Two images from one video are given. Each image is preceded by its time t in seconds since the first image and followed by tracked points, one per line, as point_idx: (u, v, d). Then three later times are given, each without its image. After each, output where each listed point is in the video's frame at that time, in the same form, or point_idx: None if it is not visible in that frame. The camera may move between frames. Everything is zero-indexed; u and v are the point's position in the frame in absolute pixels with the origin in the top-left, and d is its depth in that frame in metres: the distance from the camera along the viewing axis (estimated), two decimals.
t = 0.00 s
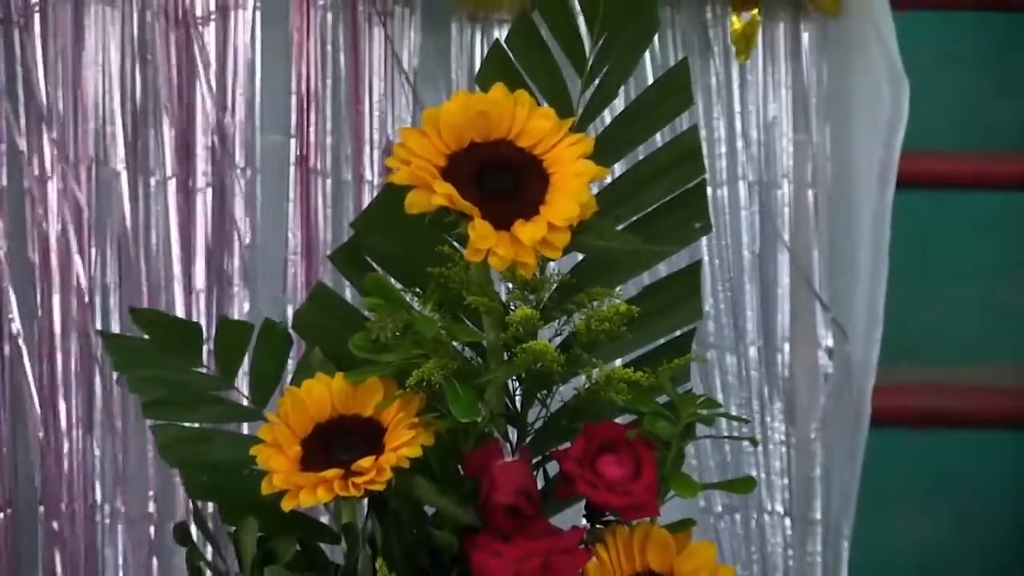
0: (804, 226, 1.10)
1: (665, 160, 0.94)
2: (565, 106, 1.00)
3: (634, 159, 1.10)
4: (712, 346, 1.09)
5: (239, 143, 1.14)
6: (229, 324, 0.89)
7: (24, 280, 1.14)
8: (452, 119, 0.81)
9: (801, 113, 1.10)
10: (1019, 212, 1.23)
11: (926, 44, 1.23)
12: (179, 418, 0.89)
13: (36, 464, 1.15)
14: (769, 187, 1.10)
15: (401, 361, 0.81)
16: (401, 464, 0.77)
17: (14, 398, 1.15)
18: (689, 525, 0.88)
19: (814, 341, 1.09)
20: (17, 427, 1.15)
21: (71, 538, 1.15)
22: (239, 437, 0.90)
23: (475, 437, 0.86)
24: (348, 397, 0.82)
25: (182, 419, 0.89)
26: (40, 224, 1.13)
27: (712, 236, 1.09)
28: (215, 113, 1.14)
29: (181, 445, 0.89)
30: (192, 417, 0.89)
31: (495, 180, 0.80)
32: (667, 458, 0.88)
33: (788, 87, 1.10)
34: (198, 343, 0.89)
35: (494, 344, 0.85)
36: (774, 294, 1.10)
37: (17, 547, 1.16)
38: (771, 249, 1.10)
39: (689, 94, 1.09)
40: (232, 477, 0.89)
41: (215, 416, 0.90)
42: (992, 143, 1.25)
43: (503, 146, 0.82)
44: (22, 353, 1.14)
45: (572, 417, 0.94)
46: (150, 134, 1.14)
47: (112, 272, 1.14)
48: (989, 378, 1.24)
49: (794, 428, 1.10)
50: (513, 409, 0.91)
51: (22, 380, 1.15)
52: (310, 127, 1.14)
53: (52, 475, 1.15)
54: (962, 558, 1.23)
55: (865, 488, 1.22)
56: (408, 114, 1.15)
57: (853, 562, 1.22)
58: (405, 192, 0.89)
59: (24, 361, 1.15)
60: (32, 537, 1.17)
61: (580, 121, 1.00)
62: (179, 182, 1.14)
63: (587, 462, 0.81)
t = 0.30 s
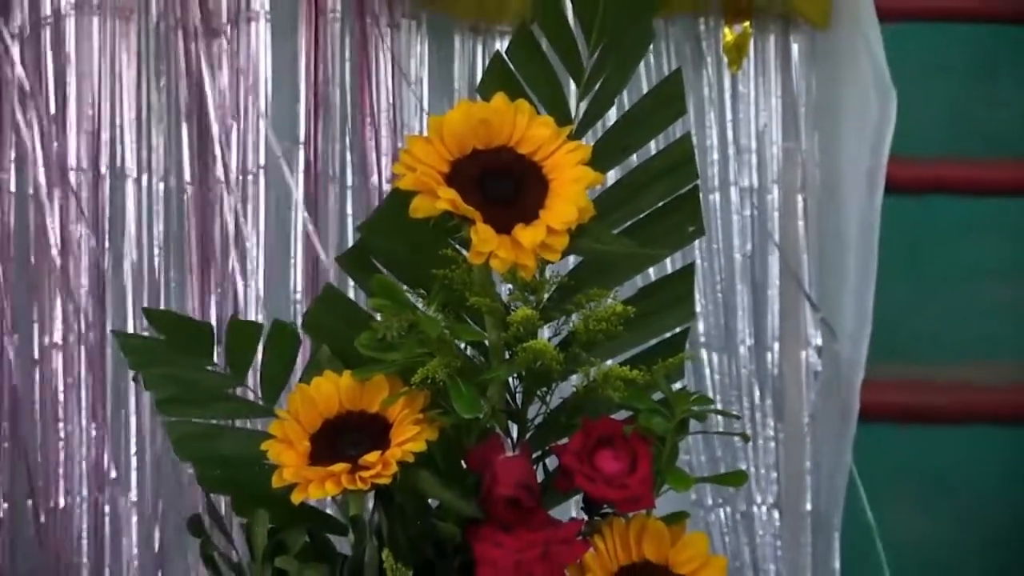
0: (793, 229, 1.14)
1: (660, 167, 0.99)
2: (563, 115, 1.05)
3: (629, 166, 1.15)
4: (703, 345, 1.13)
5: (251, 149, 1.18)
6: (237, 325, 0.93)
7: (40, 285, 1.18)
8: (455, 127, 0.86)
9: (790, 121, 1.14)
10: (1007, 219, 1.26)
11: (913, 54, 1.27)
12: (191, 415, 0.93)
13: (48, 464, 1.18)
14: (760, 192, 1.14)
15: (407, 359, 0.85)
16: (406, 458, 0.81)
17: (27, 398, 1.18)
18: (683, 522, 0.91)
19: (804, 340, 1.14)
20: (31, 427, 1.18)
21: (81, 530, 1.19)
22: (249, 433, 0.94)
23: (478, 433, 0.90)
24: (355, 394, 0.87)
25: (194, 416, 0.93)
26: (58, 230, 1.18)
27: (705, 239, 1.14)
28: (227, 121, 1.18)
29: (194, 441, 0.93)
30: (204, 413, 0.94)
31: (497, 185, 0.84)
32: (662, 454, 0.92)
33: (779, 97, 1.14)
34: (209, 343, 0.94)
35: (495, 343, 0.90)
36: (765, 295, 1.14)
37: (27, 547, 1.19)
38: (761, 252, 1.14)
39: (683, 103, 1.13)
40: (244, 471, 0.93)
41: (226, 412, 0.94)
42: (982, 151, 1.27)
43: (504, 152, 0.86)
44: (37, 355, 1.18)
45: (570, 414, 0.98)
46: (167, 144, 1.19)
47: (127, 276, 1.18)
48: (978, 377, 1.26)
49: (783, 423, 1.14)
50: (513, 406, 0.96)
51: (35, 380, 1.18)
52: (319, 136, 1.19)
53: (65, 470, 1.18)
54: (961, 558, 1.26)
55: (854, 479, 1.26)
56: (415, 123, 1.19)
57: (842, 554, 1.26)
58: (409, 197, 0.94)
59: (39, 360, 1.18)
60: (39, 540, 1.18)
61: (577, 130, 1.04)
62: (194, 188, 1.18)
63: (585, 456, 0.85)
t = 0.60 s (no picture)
0: (784, 232, 1.18)
1: (656, 171, 1.02)
2: (562, 121, 1.08)
3: (627, 169, 1.18)
4: (700, 343, 1.16)
5: (259, 153, 1.21)
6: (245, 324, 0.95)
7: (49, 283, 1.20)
8: (458, 133, 0.90)
9: (782, 126, 1.18)
10: (987, 222, 1.31)
11: (903, 61, 1.31)
12: (200, 411, 0.97)
13: (57, 461, 1.20)
14: (752, 196, 1.18)
15: (411, 358, 0.89)
16: (410, 454, 0.85)
17: (35, 395, 1.20)
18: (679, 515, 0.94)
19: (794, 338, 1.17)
20: (40, 424, 1.20)
21: (88, 524, 1.20)
22: (256, 429, 0.98)
23: (479, 429, 0.93)
24: (360, 391, 0.90)
25: (203, 412, 0.97)
26: (68, 231, 1.20)
27: (700, 241, 1.17)
28: (235, 125, 1.21)
29: (204, 436, 0.97)
30: (213, 410, 0.97)
31: (498, 189, 0.88)
32: (658, 449, 0.96)
33: (771, 103, 1.19)
34: (219, 341, 0.98)
35: (496, 342, 0.93)
36: (757, 295, 1.18)
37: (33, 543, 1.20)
38: (753, 254, 1.18)
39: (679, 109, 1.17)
40: (251, 466, 0.97)
41: (234, 409, 0.98)
42: (967, 156, 1.31)
43: (505, 156, 0.90)
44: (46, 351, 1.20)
45: (570, 409, 1.01)
46: (176, 147, 1.22)
47: (136, 276, 1.21)
48: (963, 374, 1.29)
49: (775, 419, 1.18)
50: (513, 402, 0.99)
51: (43, 376, 1.20)
52: (326, 141, 1.22)
53: (72, 469, 1.20)
54: (961, 559, 1.30)
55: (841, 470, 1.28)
56: (417, 129, 1.23)
57: (834, 548, 1.28)
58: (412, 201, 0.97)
59: (46, 358, 1.19)
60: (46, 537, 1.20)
61: (576, 134, 1.07)
62: (203, 191, 1.22)
63: (583, 452, 0.89)
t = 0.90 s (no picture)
0: (775, 235, 1.22)
1: (651, 175, 1.07)
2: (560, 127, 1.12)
3: (623, 173, 1.23)
4: (694, 341, 1.20)
5: (268, 158, 1.26)
6: (259, 324, 1.01)
7: (66, 281, 1.25)
8: (460, 139, 0.94)
9: (772, 132, 1.23)
10: (970, 224, 1.35)
11: (890, 70, 1.36)
12: (214, 407, 1.01)
13: (73, 453, 1.24)
14: (745, 199, 1.22)
15: (415, 355, 0.93)
16: (413, 447, 0.89)
17: (52, 390, 1.24)
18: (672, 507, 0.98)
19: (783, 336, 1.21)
20: (57, 417, 1.24)
21: (102, 514, 1.24)
22: (267, 424, 1.03)
23: (480, 424, 0.97)
24: (366, 387, 0.95)
25: (217, 407, 1.01)
26: (84, 232, 1.24)
27: (693, 243, 1.22)
28: (245, 132, 1.26)
29: (217, 431, 1.02)
30: (225, 405, 1.02)
31: (498, 193, 0.93)
32: (652, 443, 1.00)
33: (762, 110, 1.23)
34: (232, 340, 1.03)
35: (496, 339, 0.98)
36: (749, 296, 1.22)
37: (50, 532, 1.24)
38: (745, 256, 1.22)
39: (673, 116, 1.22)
40: (261, 460, 1.02)
41: (246, 404, 1.02)
42: (952, 160, 1.35)
43: (505, 161, 0.94)
44: (64, 347, 1.24)
45: (567, 404, 1.06)
46: (189, 150, 1.26)
47: (149, 275, 1.25)
48: (948, 371, 1.34)
49: (765, 414, 1.22)
50: (514, 398, 1.04)
51: (60, 372, 1.24)
52: (334, 146, 1.27)
53: (86, 462, 1.24)
54: (948, 551, 1.33)
55: (828, 461, 1.33)
56: (420, 135, 1.28)
57: (822, 540, 1.32)
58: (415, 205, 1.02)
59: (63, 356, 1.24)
60: (61, 526, 1.24)
61: (574, 141, 1.11)
62: (214, 193, 1.26)
63: (580, 446, 0.93)
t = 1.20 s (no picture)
0: (767, 238, 1.26)
1: (646, 178, 1.11)
2: (559, 133, 1.16)
3: (621, 176, 1.26)
4: (688, 340, 1.24)
5: (276, 163, 1.29)
6: (266, 323, 1.05)
7: (81, 282, 1.29)
8: (461, 143, 0.98)
9: (765, 137, 1.27)
10: (959, 226, 1.40)
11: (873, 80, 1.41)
12: (224, 404, 1.05)
13: (87, 449, 1.28)
14: (738, 203, 1.26)
15: (418, 353, 0.96)
16: (416, 443, 0.93)
17: (67, 387, 1.28)
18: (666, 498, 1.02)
19: (775, 335, 1.25)
20: (71, 414, 1.28)
21: (116, 509, 1.28)
22: (275, 420, 1.06)
23: (481, 420, 1.00)
24: (370, 384, 0.98)
25: (227, 405, 1.05)
26: (97, 234, 1.28)
27: (688, 244, 1.25)
28: (253, 137, 1.29)
29: (227, 428, 1.05)
30: (235, 402, 1.05)
31: (498, 196, 0.96)
32: (647, 439, 1.03)
33: (754, 116, 1.27)
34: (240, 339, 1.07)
35: (497, 338, 1.01)
36: (742, 296, 1.26)
37: (65, 525, 1.28)
38: (738, 258, 1.26)
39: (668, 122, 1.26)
40: (270, 455, 1.05)
41: (255, 401, 1.06)
42: (937, 164, 1.41)
43: (505, 165, 0.98)
44: (80, 346, 1.29)
45: (567, 401, 1.09)
46: (199, 156, 1.30)
47: (161, 276, 1.28)
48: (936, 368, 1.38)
49: (757, 410, 1.25)
50: (513, 394, 1.07)
51: (75, 370, 1.28)
52: (339, 150, 1.30)
53: (101, 458, 1.28)
54: (934, 544, 1.37)
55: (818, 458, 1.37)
56: (423, 139, 1.31)
57: (812, 534, 1.37)
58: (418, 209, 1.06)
59: (79, 354, 1.28)
60: (77, 519, 1.28)
61: (572, 145, 1.14)
62: (224, 197, 1.30)
63: (579, 441, 0.96)
